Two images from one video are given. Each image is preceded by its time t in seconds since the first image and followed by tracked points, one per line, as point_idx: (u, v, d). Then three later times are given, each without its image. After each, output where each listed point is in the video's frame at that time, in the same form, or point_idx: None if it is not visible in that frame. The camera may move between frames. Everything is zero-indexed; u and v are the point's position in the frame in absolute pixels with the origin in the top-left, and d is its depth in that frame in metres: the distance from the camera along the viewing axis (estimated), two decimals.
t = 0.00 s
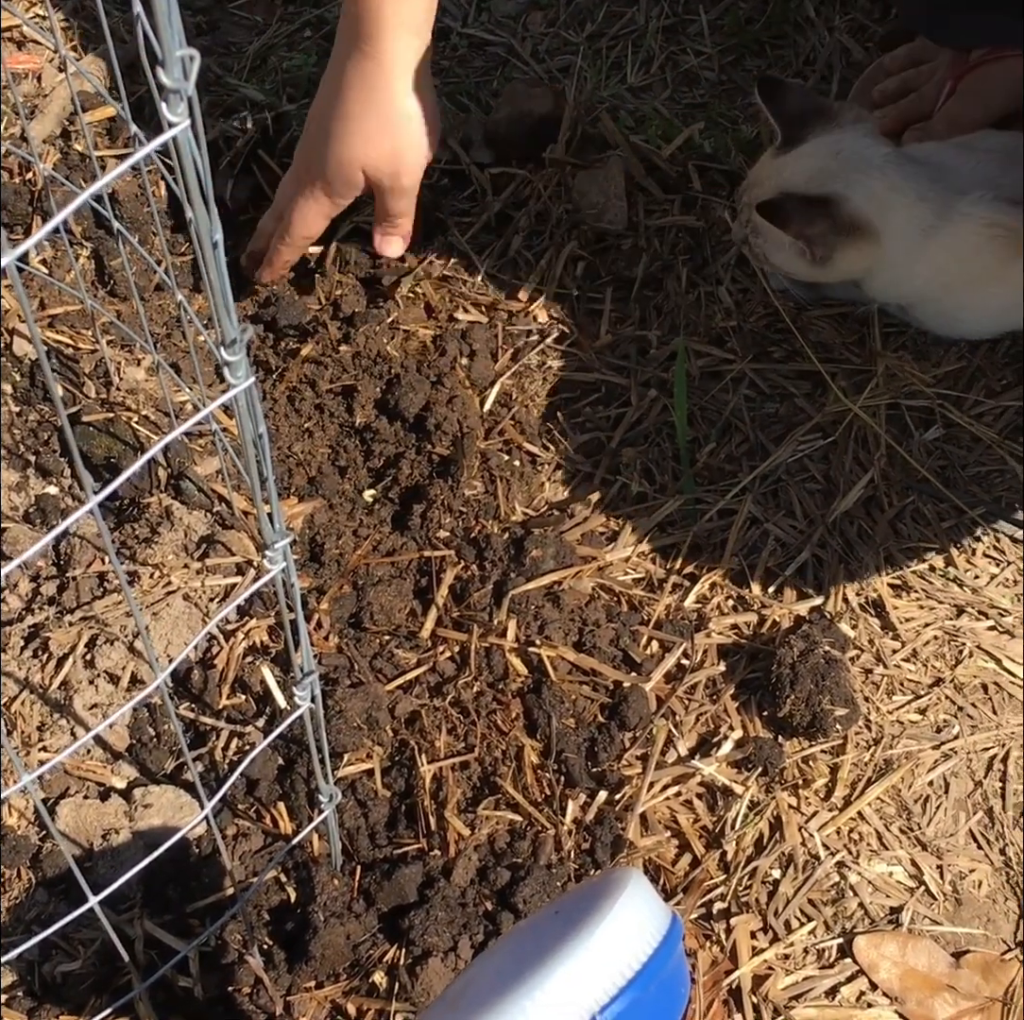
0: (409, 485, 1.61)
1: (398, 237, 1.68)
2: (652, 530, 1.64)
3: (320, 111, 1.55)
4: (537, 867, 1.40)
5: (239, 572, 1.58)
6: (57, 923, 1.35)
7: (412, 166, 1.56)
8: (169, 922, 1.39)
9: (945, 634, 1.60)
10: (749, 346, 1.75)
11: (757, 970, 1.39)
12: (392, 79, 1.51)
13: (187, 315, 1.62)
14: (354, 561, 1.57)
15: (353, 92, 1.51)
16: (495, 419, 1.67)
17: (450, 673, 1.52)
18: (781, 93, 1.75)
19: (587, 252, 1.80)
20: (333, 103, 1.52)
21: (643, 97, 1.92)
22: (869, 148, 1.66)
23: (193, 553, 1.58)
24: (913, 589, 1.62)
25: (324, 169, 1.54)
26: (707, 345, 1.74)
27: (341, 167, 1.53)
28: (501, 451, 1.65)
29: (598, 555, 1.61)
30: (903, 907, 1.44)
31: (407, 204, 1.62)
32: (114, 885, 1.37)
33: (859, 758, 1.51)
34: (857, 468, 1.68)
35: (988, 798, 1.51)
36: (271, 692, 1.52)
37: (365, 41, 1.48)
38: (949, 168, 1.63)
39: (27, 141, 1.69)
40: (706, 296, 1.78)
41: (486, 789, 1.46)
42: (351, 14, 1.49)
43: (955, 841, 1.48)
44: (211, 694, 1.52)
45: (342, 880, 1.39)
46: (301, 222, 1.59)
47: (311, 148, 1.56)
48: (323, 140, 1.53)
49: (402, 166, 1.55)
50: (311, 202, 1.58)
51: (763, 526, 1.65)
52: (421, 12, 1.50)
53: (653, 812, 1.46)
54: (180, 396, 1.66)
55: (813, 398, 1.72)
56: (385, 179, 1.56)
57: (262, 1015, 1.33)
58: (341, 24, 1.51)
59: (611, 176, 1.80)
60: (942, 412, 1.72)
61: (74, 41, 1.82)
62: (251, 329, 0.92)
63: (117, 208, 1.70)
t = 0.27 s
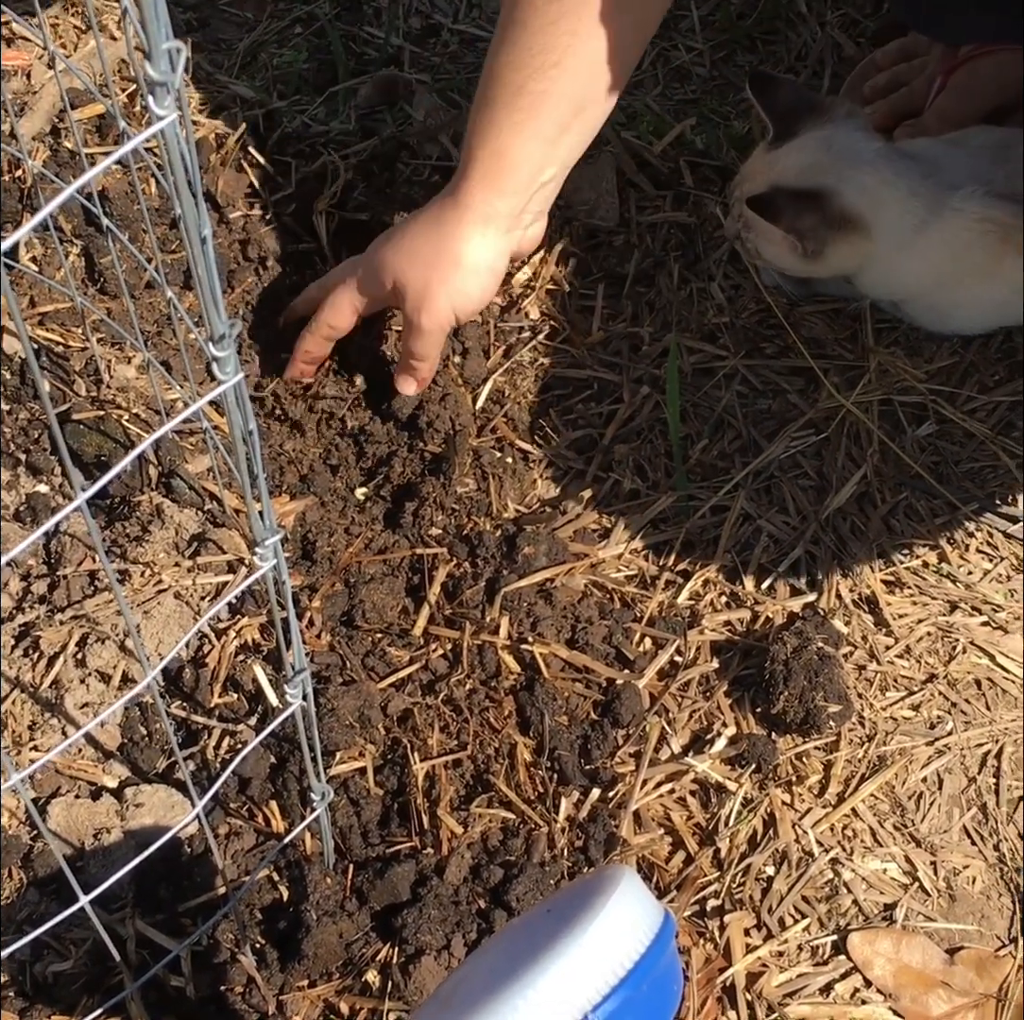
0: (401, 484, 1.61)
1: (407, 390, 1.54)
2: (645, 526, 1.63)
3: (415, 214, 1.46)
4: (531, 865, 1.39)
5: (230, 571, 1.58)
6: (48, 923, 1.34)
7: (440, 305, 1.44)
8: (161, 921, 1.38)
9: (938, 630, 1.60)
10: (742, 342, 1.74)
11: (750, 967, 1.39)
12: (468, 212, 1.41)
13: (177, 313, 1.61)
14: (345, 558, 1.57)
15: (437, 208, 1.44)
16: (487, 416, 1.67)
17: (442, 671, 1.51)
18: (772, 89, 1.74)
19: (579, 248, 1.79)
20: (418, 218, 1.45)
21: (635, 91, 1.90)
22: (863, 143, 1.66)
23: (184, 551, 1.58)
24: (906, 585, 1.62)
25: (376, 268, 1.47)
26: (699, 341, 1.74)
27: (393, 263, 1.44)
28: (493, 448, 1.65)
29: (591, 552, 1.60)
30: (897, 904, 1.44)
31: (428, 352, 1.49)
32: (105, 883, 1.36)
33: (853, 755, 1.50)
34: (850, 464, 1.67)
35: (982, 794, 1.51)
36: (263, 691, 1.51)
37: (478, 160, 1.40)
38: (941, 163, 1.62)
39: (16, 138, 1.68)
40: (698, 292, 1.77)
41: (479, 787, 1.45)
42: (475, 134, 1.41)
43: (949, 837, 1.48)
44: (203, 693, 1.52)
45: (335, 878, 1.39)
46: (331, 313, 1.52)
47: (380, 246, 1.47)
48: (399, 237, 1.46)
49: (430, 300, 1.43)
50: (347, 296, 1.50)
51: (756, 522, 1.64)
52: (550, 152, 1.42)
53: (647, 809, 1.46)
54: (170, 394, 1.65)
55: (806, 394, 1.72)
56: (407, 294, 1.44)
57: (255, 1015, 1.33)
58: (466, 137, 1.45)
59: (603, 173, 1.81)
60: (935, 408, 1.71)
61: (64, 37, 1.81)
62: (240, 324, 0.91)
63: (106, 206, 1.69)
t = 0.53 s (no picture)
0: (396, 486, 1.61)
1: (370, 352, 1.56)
2: (639, 526, 1.63)
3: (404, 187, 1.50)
4: (526, 865, 1.39)
5: (224, 571, 1.58)
6: (43, 924, 1.34)
7: (417, 267, 1.48)
8: (156, 922, 1.38)
9: (934, 628, 1.59)
10: (736, 340, 1.74)
11: (747, 966, 1.38)
12: (468, 184, 1.48)
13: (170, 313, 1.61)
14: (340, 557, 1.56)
15: (435, 179, 1.48)
16: (483, 417, 1.67)
17: (437, 671, 1.51)
18: (766, 87, 1.74)
19: (573, 248, 1.79)
20: (412, 188, 1.50)
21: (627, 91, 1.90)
22: (859, 140, 1.69)
23: (178, 551, 1.57)
24: (901, 583, 1.62)
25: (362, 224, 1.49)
26: (693, 340, 1.74)
27: (383, 221, 1.47)
28: (487, 448, 1.65)
29: (585, 551, 1.60)
30: (893, 902, 1.43)
31: (397, 315, 1.51)
32: (100, 886, 1.36)
33: (848, 753, 1.50)
34: (844, 462, 1.67)
35: (977, 792, 1.51)
36: (257, 691, 1.51)
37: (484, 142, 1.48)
38: (935, 159, 1.64)
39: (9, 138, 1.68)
40: (692, 291, 1.77)
41: (474, 787, 1.45)
42: (479, 116, 1.49)
43: (944, 835, 1.48)
44: (197, 694, 1.52)
45: (331, 879, 1.39)
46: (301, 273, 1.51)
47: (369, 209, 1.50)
48: (386, 206, 1.49)
49: (410, 259, 1.48)
50: (324, 257, 1.51)
51: (751, 521, 1.64)
52: (553, 141, 1.50)
53: (642, 808, 1.46)
54: (163, 394, 1.65)
55: (800, 392, 1.72)
56: (393, 251, 1.47)
57: (250, 1015, 1.33)
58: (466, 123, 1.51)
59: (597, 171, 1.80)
60: (930, 406, 1.71)
61: (56, 37, 1.81)
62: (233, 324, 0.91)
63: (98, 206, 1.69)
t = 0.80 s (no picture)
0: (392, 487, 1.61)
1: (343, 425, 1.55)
2: (634, 528, 1.63)
3: (375, 265, 1.46)
4: (523, 867, 1.39)
5: (221, 575, 1.58)
6: (40, 929, 1.34)
7: (399, 345, 1.46)
8: (153, 927, 1.38)
9: (929, 629, 1.60)
10: (730, 342, 1.74)
11: (744, 967, 1.39)
12: (438, 259, 1.43)
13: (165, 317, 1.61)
14: (335, 561, 1.57)
15: (404, 260, 1.44)
16: (477, 419, 1.66)
17: (433, 673, 1.52)
18: (761, 87, 1.75)
19: (567, 250, 1.79)
20: (381, 267, 1.45)
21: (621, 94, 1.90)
22: (854, 138, 1.70)
23: (173, 556, 1.58)
24: (896, 583, 1.62)
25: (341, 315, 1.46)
26: (688, 342, 1.74)
27: (356, 308, 1.44)
28: (483, 450, 1.65)
29: (581, 553, 1.60)
30: (890, 903, 1.44)
31: (379, 388, 1.50)
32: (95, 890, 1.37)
33: (844, 754, 1.50)
34: (839, 464, 1.67)
35: (973, 792, 1.51)
36: (253, 696, 1.51)
37: (451, 217, 1.41)
38: (930, 161, 1.66)
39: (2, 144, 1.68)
40: (686, 293, 1.77)
41: (471, 789, 1.46)
42: (442, 189, 1.41)
43: (941, 836, 1.48)
44: (193, 698, 1.52)
45: (327, 882, 1.39)
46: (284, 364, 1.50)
47: (342, 291, 1.46)
48: (354, 289, 1.45)
49: (390, 338, 1.45)
50: (303, 344, 1.49)
51: (746, 522, 1.64)
52: (519, 204, 1.42)
53: (638, 810, 1.46)
54: (158, 398, 1.65)
55: (794, 393, 1.72)
56: (373, 340, 1.45)
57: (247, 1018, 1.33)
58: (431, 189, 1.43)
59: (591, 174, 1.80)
60: (924, 407, 1.71)
61: (49, 42, 1.81)
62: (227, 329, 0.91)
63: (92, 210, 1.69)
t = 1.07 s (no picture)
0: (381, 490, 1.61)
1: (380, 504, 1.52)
2: (624, 530, 1.63)
3: (477, 282, 1.39)
4: (515, 870, 1.39)
5: (210, 580, 1.57)
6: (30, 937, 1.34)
7: (498, 350, 1.41)
8: (145, 934, 1.38)
9: (920, 629, 1.59)
10: (719, 343, 1.74)
11: (737, 969, 1.38)
12: (534, 245, 1.40)
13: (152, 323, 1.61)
14: (325, 565, 1.56)
15: (510, 265, 1.40)
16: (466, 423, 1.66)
17: (424, 678, 1.51)
18: (747, 90, 1.75)
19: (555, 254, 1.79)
20: (493, 271, 1.40)
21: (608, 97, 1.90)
22: (840, 141, 1.72)
23: (163, 561, 1.57)
24: (887, 583, 1.61)
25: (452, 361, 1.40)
26: (676, 344, 1.74)
27: (487, 327, 1.39)
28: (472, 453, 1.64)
29: (571, 556, 1.60)
30: (882, 903, 1.43)
31: (519, 398, 1.46)
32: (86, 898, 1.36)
33: (836, 754, 1.50)
34: (828, 465, 1.67)
35: (965, 792, 1.50)
36: (244, 701, 1.51)
37: (535, 207, 1.38)
38: (916, 164, 1.70)
39: None
40: (675, 295, 1.77)
41: (463, 793, 1.45)
42: (507, 179, 1.38)
43: (933, 836, 1.48)
44: (184, 704, 1.51)
45: (319, 887, 1.39)
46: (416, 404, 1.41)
47: (456, 324, 1.39)
48: (479, 297, 1.39)
49: (489, 344, 1.40)
50: (438, 378, 1.40)
51: (736, 523, 1.64)
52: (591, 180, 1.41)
53: (631, 813, 1.46)
54: (147, 404, 1.65)
55: (783, 394, 1.71)
56: (512, 360, 1.42)
57: None
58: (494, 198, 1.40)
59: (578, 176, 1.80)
60: (914, 406, 1.70)
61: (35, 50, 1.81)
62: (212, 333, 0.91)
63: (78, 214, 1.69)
